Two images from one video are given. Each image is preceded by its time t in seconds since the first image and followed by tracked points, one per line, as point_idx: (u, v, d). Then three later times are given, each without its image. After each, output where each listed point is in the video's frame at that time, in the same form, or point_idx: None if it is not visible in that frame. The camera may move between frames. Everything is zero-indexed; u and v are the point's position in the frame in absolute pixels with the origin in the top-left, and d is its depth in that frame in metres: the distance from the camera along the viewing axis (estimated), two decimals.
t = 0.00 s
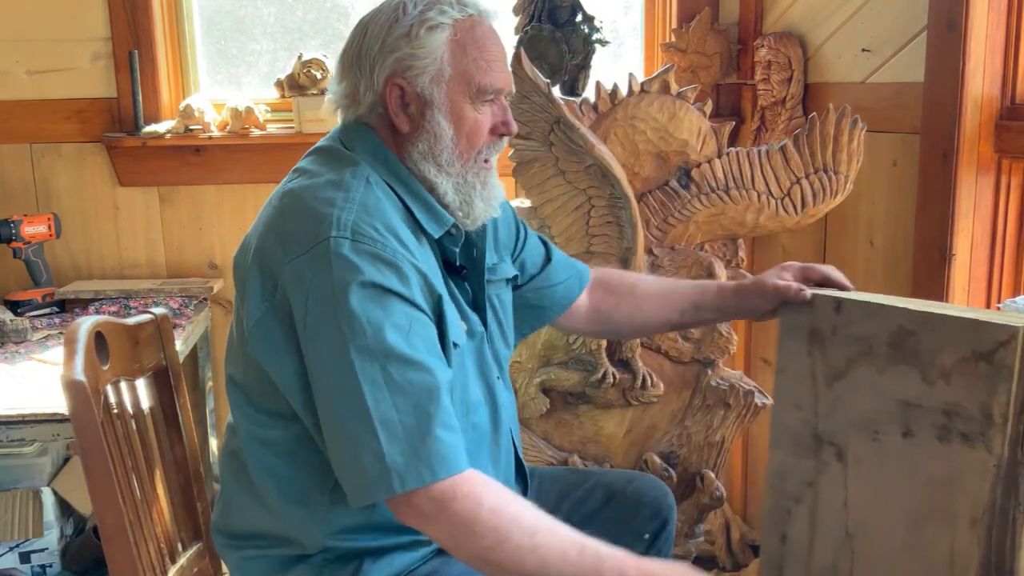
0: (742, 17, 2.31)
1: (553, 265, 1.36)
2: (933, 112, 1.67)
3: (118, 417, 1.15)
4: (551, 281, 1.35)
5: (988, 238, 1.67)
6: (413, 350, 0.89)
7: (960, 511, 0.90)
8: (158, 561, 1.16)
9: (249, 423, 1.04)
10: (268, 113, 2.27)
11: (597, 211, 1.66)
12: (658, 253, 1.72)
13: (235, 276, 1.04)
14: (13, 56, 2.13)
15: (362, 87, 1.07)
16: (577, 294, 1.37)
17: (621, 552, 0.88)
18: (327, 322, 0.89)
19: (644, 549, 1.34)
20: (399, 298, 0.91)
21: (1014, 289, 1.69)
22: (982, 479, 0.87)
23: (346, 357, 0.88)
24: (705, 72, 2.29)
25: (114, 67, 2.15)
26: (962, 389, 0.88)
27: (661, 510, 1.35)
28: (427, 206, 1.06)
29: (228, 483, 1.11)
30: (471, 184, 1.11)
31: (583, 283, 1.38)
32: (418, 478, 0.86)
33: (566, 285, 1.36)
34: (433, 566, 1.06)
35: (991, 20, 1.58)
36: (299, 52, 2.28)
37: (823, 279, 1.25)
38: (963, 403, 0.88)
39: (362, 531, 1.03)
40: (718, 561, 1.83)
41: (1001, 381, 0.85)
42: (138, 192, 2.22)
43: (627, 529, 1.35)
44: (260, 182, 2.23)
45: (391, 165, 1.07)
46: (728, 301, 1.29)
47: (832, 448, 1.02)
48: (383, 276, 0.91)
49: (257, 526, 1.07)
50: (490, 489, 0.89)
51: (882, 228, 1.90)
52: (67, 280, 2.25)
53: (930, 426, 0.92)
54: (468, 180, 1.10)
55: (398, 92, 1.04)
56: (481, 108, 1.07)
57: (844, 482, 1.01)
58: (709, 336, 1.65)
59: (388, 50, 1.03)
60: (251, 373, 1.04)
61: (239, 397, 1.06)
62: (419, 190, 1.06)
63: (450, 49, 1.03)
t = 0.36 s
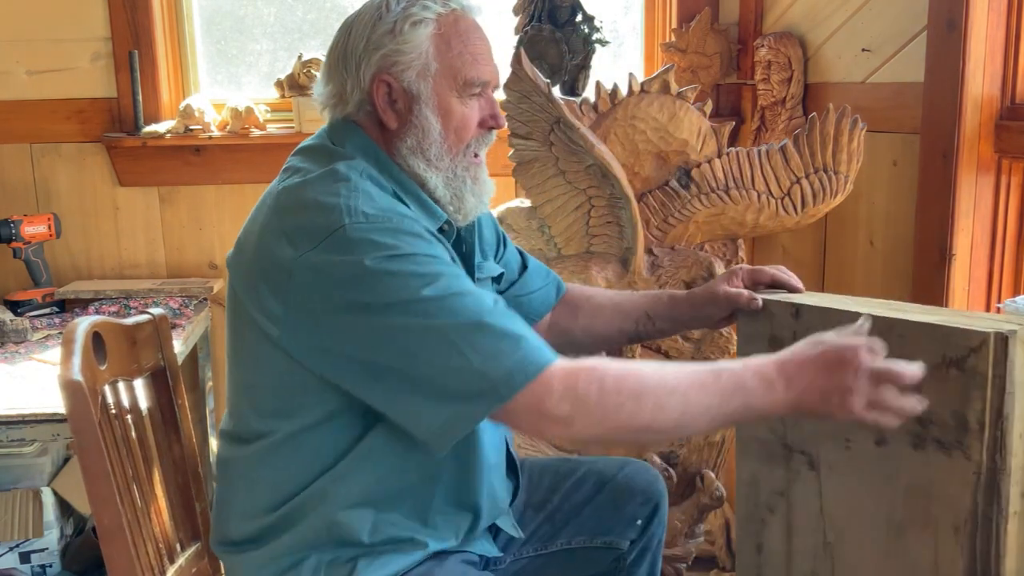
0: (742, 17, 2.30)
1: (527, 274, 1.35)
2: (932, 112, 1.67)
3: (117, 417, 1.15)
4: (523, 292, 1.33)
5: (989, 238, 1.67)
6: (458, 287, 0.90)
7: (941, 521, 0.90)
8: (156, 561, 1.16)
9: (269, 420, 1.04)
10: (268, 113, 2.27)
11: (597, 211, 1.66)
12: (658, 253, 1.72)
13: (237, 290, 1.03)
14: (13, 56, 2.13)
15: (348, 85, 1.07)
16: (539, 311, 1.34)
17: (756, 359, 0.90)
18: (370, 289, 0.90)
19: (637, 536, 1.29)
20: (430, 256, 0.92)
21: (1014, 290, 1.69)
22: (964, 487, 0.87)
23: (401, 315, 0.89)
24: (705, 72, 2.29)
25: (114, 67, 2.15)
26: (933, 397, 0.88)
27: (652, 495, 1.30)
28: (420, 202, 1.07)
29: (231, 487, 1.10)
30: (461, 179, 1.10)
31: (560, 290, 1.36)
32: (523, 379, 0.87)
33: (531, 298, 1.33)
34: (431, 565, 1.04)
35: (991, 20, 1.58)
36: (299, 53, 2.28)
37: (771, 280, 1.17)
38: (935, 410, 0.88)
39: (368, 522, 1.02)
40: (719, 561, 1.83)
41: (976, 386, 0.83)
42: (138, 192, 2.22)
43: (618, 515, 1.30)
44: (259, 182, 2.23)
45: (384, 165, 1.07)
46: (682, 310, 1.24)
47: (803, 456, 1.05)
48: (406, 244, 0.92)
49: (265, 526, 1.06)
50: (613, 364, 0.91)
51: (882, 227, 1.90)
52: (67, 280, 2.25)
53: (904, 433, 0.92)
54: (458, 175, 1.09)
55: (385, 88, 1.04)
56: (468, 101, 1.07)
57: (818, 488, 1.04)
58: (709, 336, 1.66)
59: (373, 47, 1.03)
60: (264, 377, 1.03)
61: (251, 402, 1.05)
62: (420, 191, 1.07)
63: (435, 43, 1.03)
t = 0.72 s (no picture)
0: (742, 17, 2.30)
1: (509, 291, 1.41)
2: (932, 113, 1.67)
3: (119, 417, 1.15)
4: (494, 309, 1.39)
5: (988, 238, 1.67)
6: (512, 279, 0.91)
7: (867, 490, 0.93)
8: (158, 561, 1.16)
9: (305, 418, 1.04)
10: (268, 113, 2.27)
11: (597, 211, 1.67)
12: (658, 253, 1.73)
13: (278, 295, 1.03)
14: (13, 56, 2.13)
15: (384, 87, 1.07)
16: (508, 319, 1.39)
17: (818, 316, 0.89)
18: (425, 282, 0.90)
19: (630, 516, 1.29)
20: (483, 249, 0.93)
21: (1014, 290, 1.70)
22: (884, 451, 0.90)
23: (458, 307, 0.89)
24: (705, 72, 2.29)
25: (114, 67, 2.15)
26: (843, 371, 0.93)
27: (642, 477, 1.31)
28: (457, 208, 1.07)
29: (250, 486, 1.10)
30: (490, 191, 1.09)
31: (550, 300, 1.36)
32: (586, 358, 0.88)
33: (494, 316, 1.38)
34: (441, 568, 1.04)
35: (991, 20, 1.58)
36: (299, 53, 2.28)
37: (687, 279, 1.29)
38: (847, 383, 0.93)
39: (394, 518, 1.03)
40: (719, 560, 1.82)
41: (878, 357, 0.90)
42: (138, 192, 2.22)
43: (611, 497, 1.30)
44: (259, 182, 2.23)
45: (418, 168, 1.07)
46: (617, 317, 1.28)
47: (736, 447, 1.07)
48: (457, 238, 0.92)
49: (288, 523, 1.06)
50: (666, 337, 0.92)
51: (882, 226, 1.90)
52: (66, 280, 2.25)
53: (823, 410, 0.96)
54: (488, 187, 1.09)
55: (421, 94, 1.04)
56: (503, 116, 1.06)
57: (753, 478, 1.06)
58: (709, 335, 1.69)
59: (412, 51, 1.03)
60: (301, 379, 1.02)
61: (282, 404, 1.05)
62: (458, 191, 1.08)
63: (476, 54, 1.02)
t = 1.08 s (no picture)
0: (742, 17, 2.30)
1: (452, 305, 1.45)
2: (932, 112, 1.67)
3: (116, 417, 1.15)
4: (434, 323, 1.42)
5: (988, 238, 1.67)
6: (491, 324, 0.91)
7: (751, 452, 0.99)
8: (156, 561, 1.16)
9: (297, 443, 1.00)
10: (268, 113, 2.27)
11: (597, 211, 1.67)
12: (658, 253, 1.72)
13: (255, 305, 1.00)
14: (13, 56, 2.13)
15: (372, 87, 1.05)
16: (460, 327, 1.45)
17: (690, 317, 0.95)
18: (407, 321, 0.89)
19: (597, 501, 1.30)
20: (467, 290, 0.92)
21: (1014, 290, 1.70)
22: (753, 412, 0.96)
23: (436, 349, 0.88)
24: (705, 72, 2.29)
25: (114, 67, 2.15)
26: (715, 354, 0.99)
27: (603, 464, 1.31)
28: (443, 225, 1.09)
29: (236, 516, 1.05)
30: (470, 200, 1.10)
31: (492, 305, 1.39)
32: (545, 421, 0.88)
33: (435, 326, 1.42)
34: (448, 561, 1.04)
35: (991, 20, 1.58)
36: (299, 53, 2.28)
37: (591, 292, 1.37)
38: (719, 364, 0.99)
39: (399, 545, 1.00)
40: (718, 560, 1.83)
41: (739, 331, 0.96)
42: (138, 192, 2.22)
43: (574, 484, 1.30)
44: (259, 182, 2.23)
45: (402, 177, 1.07)
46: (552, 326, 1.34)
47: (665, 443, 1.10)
48: (445, 273, 0.91)
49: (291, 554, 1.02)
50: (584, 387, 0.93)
51: (882, 226, 1.90)
52: (66, 279, 2.25)
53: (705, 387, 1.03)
54: (467, 198, 1.10)
55: (408, 100, 1.03)
56: (486, 133, 1.06)
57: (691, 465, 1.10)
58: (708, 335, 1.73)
59: (404, 56, 1.02)
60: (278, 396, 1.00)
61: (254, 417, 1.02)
62: (440, 215, 1.08)
63: (468, 68, 1.02)
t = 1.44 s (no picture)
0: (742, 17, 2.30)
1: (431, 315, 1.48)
2: (932, 112, 1.67)
3: (119, 417, 1.15)
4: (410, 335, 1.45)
5: (988, 239, 1.67)
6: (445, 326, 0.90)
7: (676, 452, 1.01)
8: (158, 561, 1.16)
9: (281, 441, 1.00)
10: (268, 113, 2.27)
11: (597, 211, 1.67)
12: (658, 253, 1.72)
13: (235, 293, 1.02)
14: (13, 56, 2.13)
15: (357, 82, 1.07)
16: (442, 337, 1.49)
17: (607, 332, 0.97)
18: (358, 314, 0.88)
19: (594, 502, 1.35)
20: (424, 287, 0.92)
21: (1014, 290, 1.70)
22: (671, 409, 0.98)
23: (384, 343, 0.88)
24: (705, 72, 2.29)
25: (114, 67, 2.15)
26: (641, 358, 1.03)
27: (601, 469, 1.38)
28: (421, 216, 1.06)
29: (238, 510, 1.05)
30: (454, 191, 1.10)
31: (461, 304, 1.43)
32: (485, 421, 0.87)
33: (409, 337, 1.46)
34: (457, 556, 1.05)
35: (991, 21, 1.58)
36: (299, 53, 2.28)
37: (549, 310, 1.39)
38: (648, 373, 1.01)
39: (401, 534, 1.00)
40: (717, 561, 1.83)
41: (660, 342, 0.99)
42: (138, 192, 2.22)
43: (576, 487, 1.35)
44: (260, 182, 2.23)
45: (384, 169, 1.07)
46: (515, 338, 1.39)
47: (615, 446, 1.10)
48: (406, 268, 0.91)
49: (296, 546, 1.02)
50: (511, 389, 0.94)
51: (882, 226, 1.90)
52: (66, 280, 2.25)
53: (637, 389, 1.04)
54: (452, 187, 1.10)
55: (390, 93, 1.04)
56: (469, 124, 1.07)
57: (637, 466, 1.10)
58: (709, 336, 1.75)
59: (386, 50, 1.03)
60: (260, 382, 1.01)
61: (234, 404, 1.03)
62: (417, 205, 1.06)
63: (448, 60, 1.03)
